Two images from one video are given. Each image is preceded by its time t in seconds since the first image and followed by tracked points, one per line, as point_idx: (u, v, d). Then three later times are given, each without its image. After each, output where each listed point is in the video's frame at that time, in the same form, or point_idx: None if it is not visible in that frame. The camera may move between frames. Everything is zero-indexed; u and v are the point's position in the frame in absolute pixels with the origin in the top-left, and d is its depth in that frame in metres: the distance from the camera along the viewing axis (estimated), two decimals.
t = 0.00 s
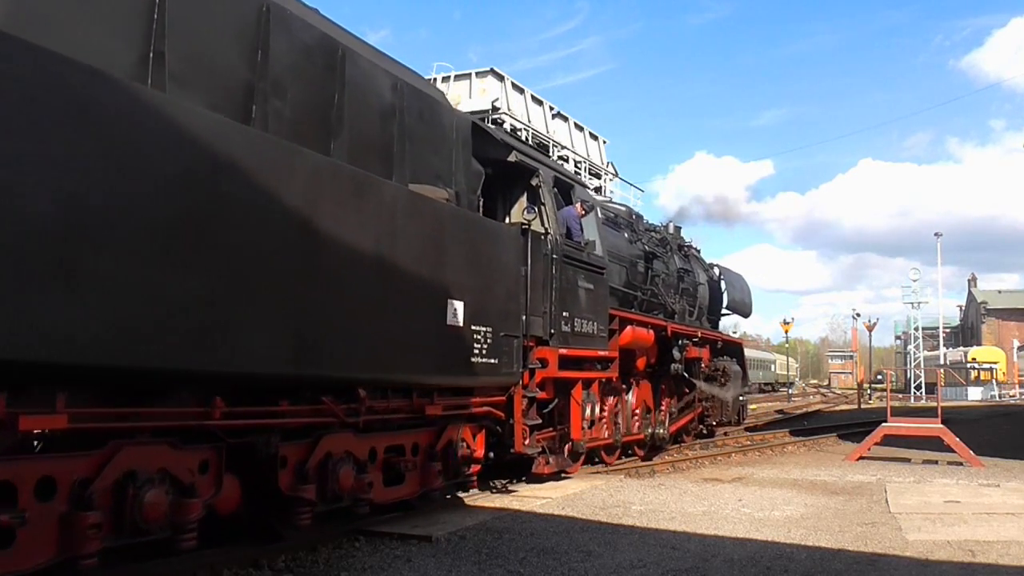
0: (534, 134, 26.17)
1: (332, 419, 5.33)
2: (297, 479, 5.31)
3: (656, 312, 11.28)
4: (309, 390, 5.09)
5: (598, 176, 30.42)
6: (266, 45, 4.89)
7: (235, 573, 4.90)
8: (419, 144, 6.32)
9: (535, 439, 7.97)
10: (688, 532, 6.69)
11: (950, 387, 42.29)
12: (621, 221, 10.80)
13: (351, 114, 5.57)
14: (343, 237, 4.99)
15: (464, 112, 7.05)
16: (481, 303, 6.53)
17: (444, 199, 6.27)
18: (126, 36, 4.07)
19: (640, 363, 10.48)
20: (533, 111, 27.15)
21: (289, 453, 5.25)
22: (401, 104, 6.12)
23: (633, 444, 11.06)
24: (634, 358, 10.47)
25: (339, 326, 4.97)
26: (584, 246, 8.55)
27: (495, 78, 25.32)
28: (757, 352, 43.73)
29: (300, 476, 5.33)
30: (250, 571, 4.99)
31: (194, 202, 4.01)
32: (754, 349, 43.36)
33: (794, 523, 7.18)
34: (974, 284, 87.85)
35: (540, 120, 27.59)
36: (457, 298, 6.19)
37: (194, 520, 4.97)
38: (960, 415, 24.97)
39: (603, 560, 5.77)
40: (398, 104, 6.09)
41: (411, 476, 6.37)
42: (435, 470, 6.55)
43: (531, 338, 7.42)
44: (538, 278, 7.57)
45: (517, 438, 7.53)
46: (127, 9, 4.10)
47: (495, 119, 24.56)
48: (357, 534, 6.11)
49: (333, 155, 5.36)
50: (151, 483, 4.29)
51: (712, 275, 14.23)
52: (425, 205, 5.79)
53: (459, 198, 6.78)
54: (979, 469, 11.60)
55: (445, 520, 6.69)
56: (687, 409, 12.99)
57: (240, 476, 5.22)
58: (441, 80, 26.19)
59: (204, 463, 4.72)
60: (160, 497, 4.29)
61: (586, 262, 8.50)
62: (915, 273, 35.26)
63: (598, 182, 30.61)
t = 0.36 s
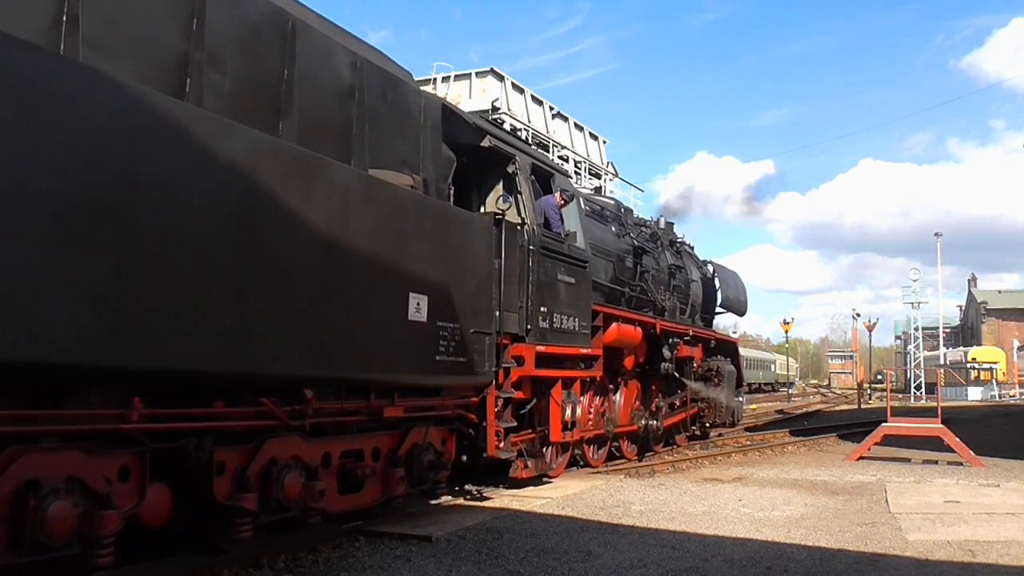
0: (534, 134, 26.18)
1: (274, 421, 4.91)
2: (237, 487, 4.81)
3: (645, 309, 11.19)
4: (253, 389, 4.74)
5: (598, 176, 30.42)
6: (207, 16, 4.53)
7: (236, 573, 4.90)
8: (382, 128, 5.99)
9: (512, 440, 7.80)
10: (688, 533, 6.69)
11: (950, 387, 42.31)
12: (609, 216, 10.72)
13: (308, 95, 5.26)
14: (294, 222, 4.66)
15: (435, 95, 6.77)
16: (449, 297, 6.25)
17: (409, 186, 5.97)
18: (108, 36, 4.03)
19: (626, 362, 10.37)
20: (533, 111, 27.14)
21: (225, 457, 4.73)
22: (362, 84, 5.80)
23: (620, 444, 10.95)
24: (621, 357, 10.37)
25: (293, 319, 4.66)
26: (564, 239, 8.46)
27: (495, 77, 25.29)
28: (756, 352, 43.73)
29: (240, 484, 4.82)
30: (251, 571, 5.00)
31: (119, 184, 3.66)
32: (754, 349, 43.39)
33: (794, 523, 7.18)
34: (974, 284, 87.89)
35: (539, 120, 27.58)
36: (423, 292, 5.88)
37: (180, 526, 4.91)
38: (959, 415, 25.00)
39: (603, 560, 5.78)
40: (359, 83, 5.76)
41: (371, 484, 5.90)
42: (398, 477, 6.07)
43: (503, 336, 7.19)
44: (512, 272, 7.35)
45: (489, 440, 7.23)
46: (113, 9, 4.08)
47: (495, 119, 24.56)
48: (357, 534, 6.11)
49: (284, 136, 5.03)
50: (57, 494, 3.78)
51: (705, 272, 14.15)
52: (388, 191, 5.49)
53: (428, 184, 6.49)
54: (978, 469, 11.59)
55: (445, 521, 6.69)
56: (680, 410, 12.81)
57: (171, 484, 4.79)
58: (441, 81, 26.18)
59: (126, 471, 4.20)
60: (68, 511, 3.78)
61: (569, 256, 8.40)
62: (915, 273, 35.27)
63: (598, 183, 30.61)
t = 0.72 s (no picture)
0: (534, 134, 26.15)
1: (205, 424, 4.53)
2: (165, 496, 4.43)
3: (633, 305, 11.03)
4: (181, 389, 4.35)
5: (598, 176, 30.40)
6: None
7: (235, 573, 4.90)
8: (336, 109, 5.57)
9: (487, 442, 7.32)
10: (688, 533, 6.69)
11: (950, 387, 42.31)
12: (597, 210, 10.53)
13: (252, 73, 4.91)
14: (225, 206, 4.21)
15: (400, 76, 6.37)
16: (414, 291, 5.80)
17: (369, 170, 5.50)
18: (106, 40, 4.04)
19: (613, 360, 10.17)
20: (533, 111, 27.11)
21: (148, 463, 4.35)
22: (315, 61, 5.38)
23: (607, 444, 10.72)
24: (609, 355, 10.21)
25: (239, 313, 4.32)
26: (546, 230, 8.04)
27: (495, 78, 25.28)
28: (757, 353, 43.77)
29: (168, 492, 4.44)
30: (251, 570, 5.00)
31: (44, 172, 3.37)
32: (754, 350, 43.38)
33: (794, 523, 7.18)
34: (975, 284, 87.86)
35: (539, 120, 27.56)
36: (380, 284, 5.40)
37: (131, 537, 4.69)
38: (960, 415, 24.99)
39: (603, 560, 5.77)
40: (313, 59, 5.37)
41: (323, 492, 5.52)
42: (354, 484, 5.67)
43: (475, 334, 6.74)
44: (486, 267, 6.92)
45: (459, 442, 6.86)
46: (110, 12, 4.09)
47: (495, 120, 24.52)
48: (357, 534, 6.11)
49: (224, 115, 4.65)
50: None
51: (697, 268, 13.99)
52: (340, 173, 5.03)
53: (392, 170, 6.07)
54: (979, 469, 11.59)
55: (445, 521, 6.68)
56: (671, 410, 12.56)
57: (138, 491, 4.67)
58: (441, 81, 26.18)
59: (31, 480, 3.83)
60: None
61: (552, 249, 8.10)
62: (915, 273, 35.25)
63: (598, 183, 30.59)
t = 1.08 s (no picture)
0: (535, 134, 26.18)
1: (120, 429, 4.12)
2: (76, 507, 4.01)
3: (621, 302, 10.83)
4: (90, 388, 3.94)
5: (598, 176, 30.38)
6: None
7: (235, 573, 4.90)
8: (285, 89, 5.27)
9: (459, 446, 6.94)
10: (688, 533, 6.69)
11: (950, 387, 42.30)
12: (583, 203, 10.32)
13: (195, 48, 4.64)
14: (143, 185, 3.85)
15: (360, 55, 6.10)
16: (371, 281, 5.45)
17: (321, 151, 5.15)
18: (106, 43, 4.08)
19: (598, 358, 9.91)
20: (533, 111, 27.11)
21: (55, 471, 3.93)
22: (262, 33, 5.10)
23: (597, 449, 10.40)
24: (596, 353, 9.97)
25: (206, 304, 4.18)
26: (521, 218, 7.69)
27: (495, 78, 25.29)
28: (757, 353, 43.79)
29: (82, 503, 4.02)
30: (251, 571, 5.00)
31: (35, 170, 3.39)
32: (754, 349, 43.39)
33: (794, 523, 7.17)
34: (974, 284, 87.87)
35: (539, 120, 27.54)
36: (330, 276, 5.06)
37: (36, 548, 4.33)
38: (960, 415, 24.98)
39: (603, 560, 5.77)
40: (258, 31, 5.08)
41: (268, 501, 5.08)
42: (304, 492, 5.23)
43: (444, 330, 6.41)
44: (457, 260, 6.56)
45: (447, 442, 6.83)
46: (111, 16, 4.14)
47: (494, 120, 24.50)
48: (356, 534, 6.10)
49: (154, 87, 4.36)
50: None
51: (689, 265, 13.82)
52: (283, 151, 4.65)
53: (350, 152, 5.76)
54: (979, 469, 11.59)
55: (445, 521, 6.68)
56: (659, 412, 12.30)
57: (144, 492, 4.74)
58: (441, 81, 26.18)
59: None
60: None
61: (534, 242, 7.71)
62: (914, 273, 35.22)
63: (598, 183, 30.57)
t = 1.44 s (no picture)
0: (534, 134, 26.21)
1: (17, 433, 3.64)
2: None
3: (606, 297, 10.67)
4: None
5: (598, 176, 30.39)
6: None
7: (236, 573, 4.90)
8: (229, 60, 4.82)
9: (422, 450, 6.37)
10: (688, 533, 6.69)
11: (950, 387, 42.30)
12: (568, 196, 10.20)
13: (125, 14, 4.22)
14: (45, 160, 3.45)
15: (318, 30, 5.68)
16: (322, 273, 5.05)
17: (268, 131, 4.70)
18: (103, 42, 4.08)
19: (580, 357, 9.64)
20: (533, 111, 27.12)
21: None
22: None
23: (581, 453, 10.10)
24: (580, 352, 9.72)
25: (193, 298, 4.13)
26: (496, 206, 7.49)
27: (495, 78, 25.31)
28: (757, 353, 43.79)
29: None
30: (251, 571, 5.00)
31: (18, 165, 3.34)
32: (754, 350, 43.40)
33: (794, 523, 7.18)
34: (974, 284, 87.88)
35: (539, 120, 27.54)
36: (272, 265, 4.63)
37: None
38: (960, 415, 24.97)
39: (603, 560, 5.78)
40: None
41: (204, 511, 4.58)
42: (245, 501, 4.75)
43: (407, 325, 6.08)
44: (419, 249, 6.21)
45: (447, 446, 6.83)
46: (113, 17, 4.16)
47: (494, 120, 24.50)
48: (357, 535, 6.10)
49: (69, 54, 3.87)
50: None
51: (679, 261, 13.68)
52: (214, 127, 4.24)
53: (303, 133, 5.35)
54: (978, 469, 11.60)
55: (445, 521, 6.68)
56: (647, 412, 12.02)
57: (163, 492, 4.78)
58: (441, 81, 26.21)
59: None
60: None
61: (507, 234, 7.58)
62: (914, 273, 35.23)
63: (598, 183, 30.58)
